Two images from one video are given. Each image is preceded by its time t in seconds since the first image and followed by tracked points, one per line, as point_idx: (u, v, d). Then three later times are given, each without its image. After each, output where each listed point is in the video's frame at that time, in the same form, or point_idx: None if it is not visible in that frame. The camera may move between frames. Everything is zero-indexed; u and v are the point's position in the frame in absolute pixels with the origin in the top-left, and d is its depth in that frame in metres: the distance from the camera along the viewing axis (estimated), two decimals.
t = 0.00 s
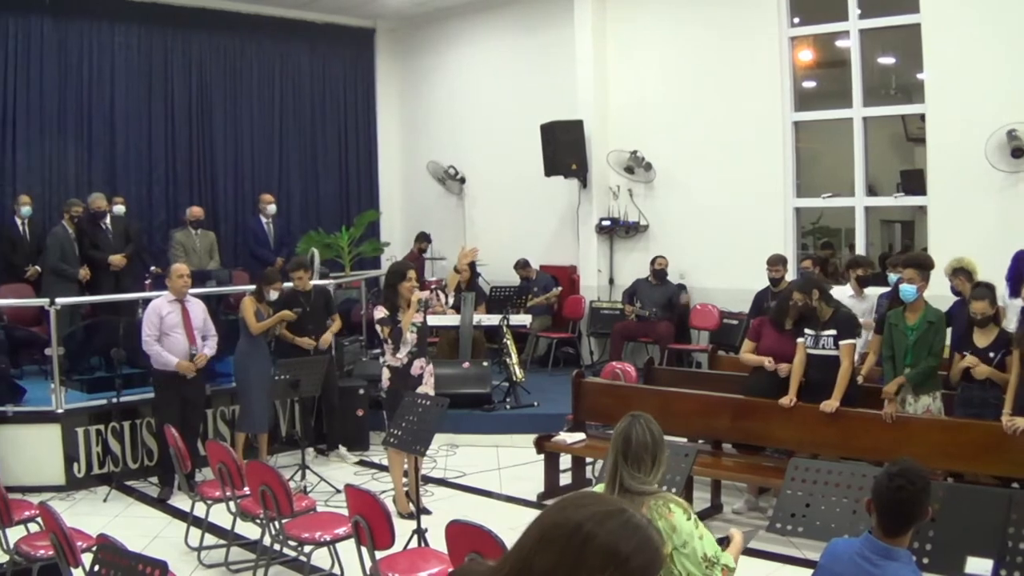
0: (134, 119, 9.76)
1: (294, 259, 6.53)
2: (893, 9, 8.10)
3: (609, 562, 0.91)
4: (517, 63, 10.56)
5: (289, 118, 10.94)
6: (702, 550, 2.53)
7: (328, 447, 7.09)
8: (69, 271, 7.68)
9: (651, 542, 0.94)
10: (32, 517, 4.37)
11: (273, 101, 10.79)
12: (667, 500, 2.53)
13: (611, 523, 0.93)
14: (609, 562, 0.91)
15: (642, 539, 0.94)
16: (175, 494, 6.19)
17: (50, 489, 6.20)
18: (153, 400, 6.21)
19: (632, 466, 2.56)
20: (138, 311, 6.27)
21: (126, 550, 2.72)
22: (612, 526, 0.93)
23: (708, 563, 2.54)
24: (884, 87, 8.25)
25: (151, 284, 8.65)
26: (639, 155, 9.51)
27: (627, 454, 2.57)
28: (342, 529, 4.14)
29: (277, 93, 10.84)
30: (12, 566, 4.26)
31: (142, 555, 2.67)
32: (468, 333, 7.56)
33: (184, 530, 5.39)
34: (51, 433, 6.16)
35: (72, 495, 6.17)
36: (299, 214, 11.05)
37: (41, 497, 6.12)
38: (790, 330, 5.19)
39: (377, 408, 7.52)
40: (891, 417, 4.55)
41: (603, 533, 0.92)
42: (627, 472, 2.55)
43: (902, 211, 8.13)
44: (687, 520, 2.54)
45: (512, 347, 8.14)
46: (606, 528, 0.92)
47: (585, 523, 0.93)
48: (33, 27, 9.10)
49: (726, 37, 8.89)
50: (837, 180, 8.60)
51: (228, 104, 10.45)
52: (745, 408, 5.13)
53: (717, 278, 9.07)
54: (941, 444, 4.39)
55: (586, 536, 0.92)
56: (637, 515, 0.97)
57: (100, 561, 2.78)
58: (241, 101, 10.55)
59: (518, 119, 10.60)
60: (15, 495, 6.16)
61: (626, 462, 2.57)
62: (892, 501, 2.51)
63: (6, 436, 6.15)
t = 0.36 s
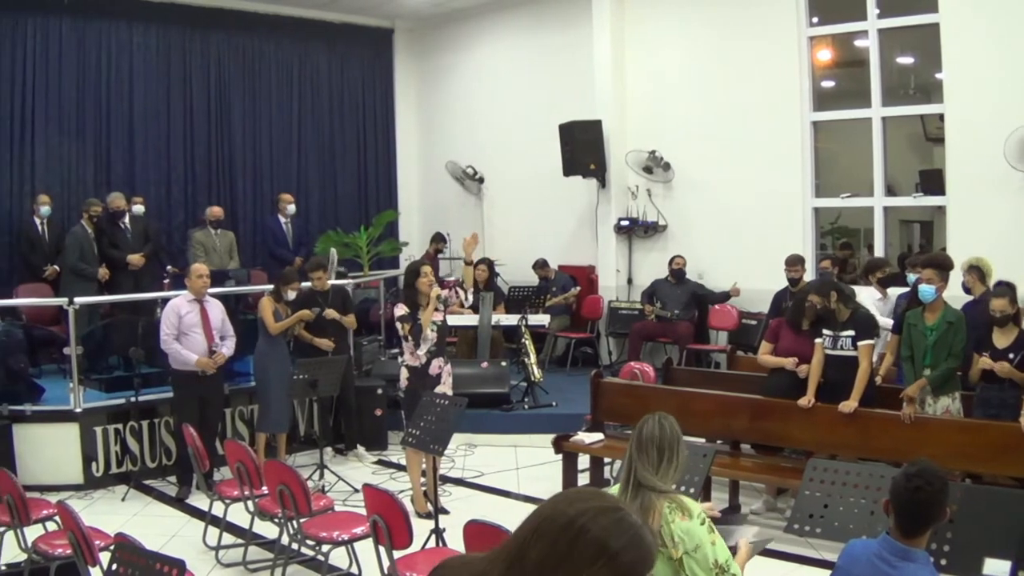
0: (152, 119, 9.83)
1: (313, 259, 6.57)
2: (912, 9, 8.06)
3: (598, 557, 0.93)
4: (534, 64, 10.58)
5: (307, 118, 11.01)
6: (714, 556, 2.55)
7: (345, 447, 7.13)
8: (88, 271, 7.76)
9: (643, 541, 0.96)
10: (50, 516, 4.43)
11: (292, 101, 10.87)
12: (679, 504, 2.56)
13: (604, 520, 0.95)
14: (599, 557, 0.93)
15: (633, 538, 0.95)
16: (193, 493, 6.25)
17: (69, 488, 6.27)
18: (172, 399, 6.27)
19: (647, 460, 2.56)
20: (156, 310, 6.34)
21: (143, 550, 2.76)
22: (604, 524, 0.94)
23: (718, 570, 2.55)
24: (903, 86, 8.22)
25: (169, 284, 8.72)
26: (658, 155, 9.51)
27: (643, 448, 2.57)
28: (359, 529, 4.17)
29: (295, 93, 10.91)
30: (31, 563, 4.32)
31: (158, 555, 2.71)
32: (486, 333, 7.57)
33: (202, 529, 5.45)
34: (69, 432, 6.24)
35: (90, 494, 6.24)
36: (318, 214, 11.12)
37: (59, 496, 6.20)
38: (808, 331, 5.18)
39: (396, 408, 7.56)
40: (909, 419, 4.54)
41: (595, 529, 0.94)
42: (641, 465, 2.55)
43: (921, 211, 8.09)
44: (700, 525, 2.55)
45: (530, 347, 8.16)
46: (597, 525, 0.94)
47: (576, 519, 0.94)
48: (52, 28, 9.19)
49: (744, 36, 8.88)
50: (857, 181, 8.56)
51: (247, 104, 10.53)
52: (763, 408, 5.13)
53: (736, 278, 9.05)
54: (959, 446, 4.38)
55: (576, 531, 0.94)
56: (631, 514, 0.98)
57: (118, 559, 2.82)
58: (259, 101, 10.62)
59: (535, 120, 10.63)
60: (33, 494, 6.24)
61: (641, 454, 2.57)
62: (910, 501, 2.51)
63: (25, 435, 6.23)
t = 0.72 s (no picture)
0: (167, 119, 9.90)
1: (326, 257, 6.54)
2: (928, 8, 8.03)
3: (600, 560, 0.94)
4: (549, 64, 10.60)
5: (323, 119, 11.07)
6: (726, 559, 2.55)
7: (360, 446, 7.17)
8: (104, 270, 7.83)
9: (645, 547, 0.96)
10: (65, 514, 4.48)
11: (307, 101, 10.93)
12: (695, 504, 2.57)
13: (608, 523, 0.96)
14: (602, 560, 0.94)
15: (636, 544, 0.96)
16: (207, 492, 6.30)
17: (83, 487, 6.34)
18: (187, 399, 6.33)
19: (664, 457, 2.60)
20: (172, 310, 6.37)
21: (158, 548, 2.80)
22: (608, 526, 0.95)
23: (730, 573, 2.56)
24: (918, 86, 8.19)
25: (185, 283, 8.79)
26: (673, 154, 9.51)
27: (661, 446, 2.62)
28: (374, 528, 4.20)
29: (311, 93, 10.96)
30: (46, 561, 4.37)
31: (172, 553, 2.74)
32: (502, 333, 7.59)
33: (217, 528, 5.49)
34: (85, 431, 6.30)
35: (105, 493, 6.30)
36: (334, 214, 11.19)
37: (74, 494, 6.26)
38: (822, 332, 5.16)
39: (410, 408, 7.60)
40: (924, 419, 4.54)
41: (598, 533, 0.95)
42: (659, 462, 2.60)
43: (937, 211, 8.06)
44: (717, 527, 2.56)
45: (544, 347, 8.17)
46: (601, 527, 0.95)
47: (580, 520, 0.95)
48: (68, 28, 9.27)
49: (758, 35, 8.87)
50: (873, 180, 8.54)
51: (263, 105, 10.60)
52: (778, 408, 5.13)
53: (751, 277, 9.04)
54: (973, 447, 4.38)
55: (579, 531, 0.94)
56: (636, 521, 0.99)
57: (132, 558, 2.86)
58: (275, 101, 10.68)
59: (550, 119, 10.65)
60: (49, 492, 6.31)
61: (659, 452, 2.61)
62: (924, 501, 2.51)
63: (41, 433, 6.30)
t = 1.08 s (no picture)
0: (179, 119, 9.96)
1: (337, 257, 6.60)
2: (939, 8, 8.01)
3: (589, 548, 0.95)
4: (560, 64, 10.61)
5: (334, 119, 11.11)
6: (738, 561, 2.55)
7: (371, 446, 7.20)
8: (115, 270, 7.88)
9: (636, 539, 0.98)
10: (76, 514, 4.52)
11: (318, 102, 10.97)
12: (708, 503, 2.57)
13: (601, 512, 0.97)
14: (590, 547, 0.95)
15: (628, 534, 0.98)
16: (219, 492, 6.34)
17: (95, 486, 6.39)
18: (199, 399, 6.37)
19: (680, 456, 2.65)
20: (184, 310, 6.41)
21: (169, 548, 2.83)
22: (600, 514, 0.97)
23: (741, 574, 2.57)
24: (930, 86, 8.16)
25: (196, 283, 8.85)
26: (685, 155, 9.52)
27: (678, 445, 2.67)
28: (385, 528, 4.22)
29: (322, 93, 11.01)
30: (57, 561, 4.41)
31: (183, 553, 2.77)
32: (513, 333, 7.60)
33: (228, 528, 5.53)
34: (97, 431, 6.35)
35: (116, 492, 6.35)
36: (345, 214, 11.22)
37: (85, 494, 6.31)
38: (833, 332, 5.18)
39: (422, 408, 7.62)
40: (935, 419, 4.53)
41: (588, 522, 0.96)
42: (676, 461, 2.63)
43: (948, 211, 8.05)
44: (729, 530, 2.55)
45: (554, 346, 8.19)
46: (593, 515, 0.97)
47: (573, 509, 0.97)
48: (80, 29, 9.33)
49: (769, 34, 8.86)
50: (885, 181, 8.52)
51: (275, 105, 10.66)
52: (789, 408, 5.13)
53: (763, 278, 9.03)
54: (984, 447, 4.38)
55: (573, 519, 0.96)
56: (628, 513, 1.01)
57: (143, 558, 2.89)
58: (286, 102, 10.73)
59: (561, 119, 10.66)
60: (60, 492, 6.36)
61: (675, 451, 2.65)
62: (935, 501, 2.52)
63: (52, 433, 6.35)
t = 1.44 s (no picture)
0: (189, 119, 10.01)
1: (346, 257, 6.60)
2: (950, 7, 7.99)
3: (548, 530, 1.03)
4: (570, 64, 10.62)
5: (345, 118, 11.14)
6: (747, 561, 2.54)
7: (381, 445, 7.22)
8: (126, 270, 7.92)
9: (602, 526, 1.05)
10: (86, 513, 4.56)
11: (329, 102, 11.00)
12: (716, 504, 2.57)
13: (566, 498, 1.05)
14: (547, 526, 1.03)
15: (591, 519, 1.04)
16: (229, 491, 6.37)
17: (106, 485, 6.43)
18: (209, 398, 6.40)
19: (689, 457, 2.66)
20: (194, 309, 6.44)
21: (179, 547, 2.85)
22: (565, 500, 1.05)
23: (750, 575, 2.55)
24: (941, 85, 8.14)
25: (207, 282, 8.89)
26: (695, 154, 9.51)
27: (687, 445, 2.68)
28: (395, 527, 4.24)
29: (333, 93, 11.04)
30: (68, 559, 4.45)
31: (193, 552, 2.79)
32: (524, 333, 7.61)
33: (238, 527, 5.56)
34: (108, 430, 6.39)
35: (127, 492, 6.40)
36: (356, 214, 11.25)
37: (96, 493, 6.36)
38: (843, 331, 5.21)
39: (432, 407, 7.65)
40: (946, 419, 4.52)
41: (550, 506, 1.04)
42: (684, 461, 2.63)
43: (959, 211, 8.03)
44: (738, 531, 2.55)
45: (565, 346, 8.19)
46: (557, 500, 1.05)
47: (539, 496, 1.06)
48: (90, 28, 9.38)
49: (779, 33, 8.85)
50: (895, 180, 8.49)
51: (285, 105, 10.70)
52: (800, 408, 5.12)
53: (774, 277, 9.01)
54: (996, 447, 4.36)
55: (538, 504, 1.05)
56: (598, 503, 1.07)
57: (155, 556, 2.91)
58: (297, 102, 10.77)
59: (571, 119, 10.67)
60: (70, 491, 6.41)
61: (684, 451, 2.66)
62: (944, 502, 2.52)
63: (62, 432, 6.39)
